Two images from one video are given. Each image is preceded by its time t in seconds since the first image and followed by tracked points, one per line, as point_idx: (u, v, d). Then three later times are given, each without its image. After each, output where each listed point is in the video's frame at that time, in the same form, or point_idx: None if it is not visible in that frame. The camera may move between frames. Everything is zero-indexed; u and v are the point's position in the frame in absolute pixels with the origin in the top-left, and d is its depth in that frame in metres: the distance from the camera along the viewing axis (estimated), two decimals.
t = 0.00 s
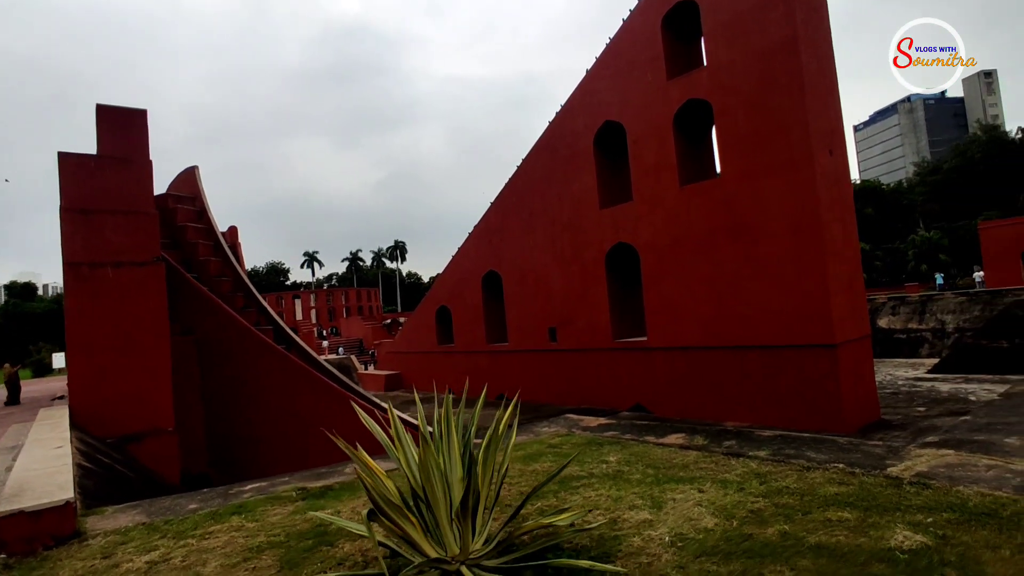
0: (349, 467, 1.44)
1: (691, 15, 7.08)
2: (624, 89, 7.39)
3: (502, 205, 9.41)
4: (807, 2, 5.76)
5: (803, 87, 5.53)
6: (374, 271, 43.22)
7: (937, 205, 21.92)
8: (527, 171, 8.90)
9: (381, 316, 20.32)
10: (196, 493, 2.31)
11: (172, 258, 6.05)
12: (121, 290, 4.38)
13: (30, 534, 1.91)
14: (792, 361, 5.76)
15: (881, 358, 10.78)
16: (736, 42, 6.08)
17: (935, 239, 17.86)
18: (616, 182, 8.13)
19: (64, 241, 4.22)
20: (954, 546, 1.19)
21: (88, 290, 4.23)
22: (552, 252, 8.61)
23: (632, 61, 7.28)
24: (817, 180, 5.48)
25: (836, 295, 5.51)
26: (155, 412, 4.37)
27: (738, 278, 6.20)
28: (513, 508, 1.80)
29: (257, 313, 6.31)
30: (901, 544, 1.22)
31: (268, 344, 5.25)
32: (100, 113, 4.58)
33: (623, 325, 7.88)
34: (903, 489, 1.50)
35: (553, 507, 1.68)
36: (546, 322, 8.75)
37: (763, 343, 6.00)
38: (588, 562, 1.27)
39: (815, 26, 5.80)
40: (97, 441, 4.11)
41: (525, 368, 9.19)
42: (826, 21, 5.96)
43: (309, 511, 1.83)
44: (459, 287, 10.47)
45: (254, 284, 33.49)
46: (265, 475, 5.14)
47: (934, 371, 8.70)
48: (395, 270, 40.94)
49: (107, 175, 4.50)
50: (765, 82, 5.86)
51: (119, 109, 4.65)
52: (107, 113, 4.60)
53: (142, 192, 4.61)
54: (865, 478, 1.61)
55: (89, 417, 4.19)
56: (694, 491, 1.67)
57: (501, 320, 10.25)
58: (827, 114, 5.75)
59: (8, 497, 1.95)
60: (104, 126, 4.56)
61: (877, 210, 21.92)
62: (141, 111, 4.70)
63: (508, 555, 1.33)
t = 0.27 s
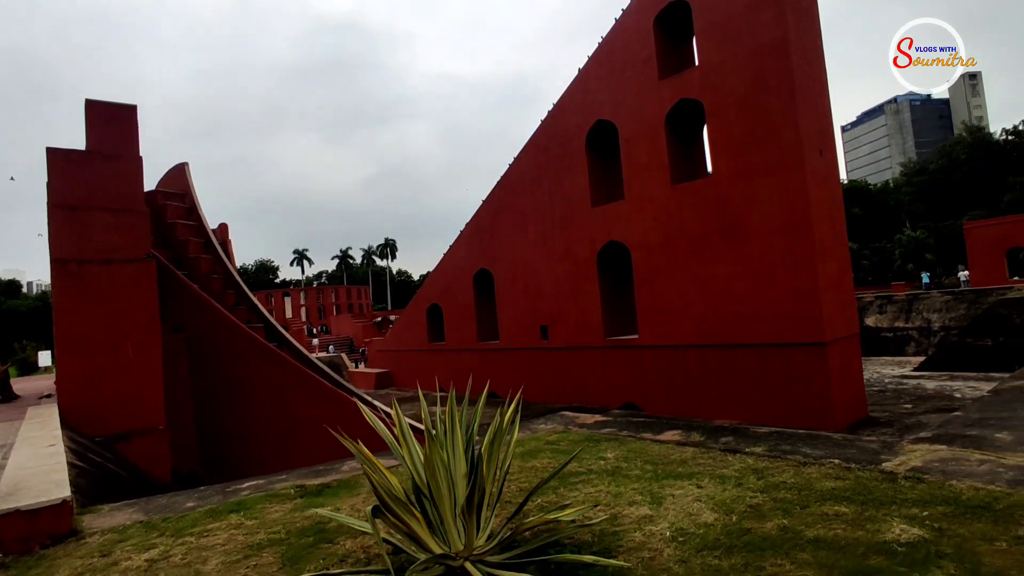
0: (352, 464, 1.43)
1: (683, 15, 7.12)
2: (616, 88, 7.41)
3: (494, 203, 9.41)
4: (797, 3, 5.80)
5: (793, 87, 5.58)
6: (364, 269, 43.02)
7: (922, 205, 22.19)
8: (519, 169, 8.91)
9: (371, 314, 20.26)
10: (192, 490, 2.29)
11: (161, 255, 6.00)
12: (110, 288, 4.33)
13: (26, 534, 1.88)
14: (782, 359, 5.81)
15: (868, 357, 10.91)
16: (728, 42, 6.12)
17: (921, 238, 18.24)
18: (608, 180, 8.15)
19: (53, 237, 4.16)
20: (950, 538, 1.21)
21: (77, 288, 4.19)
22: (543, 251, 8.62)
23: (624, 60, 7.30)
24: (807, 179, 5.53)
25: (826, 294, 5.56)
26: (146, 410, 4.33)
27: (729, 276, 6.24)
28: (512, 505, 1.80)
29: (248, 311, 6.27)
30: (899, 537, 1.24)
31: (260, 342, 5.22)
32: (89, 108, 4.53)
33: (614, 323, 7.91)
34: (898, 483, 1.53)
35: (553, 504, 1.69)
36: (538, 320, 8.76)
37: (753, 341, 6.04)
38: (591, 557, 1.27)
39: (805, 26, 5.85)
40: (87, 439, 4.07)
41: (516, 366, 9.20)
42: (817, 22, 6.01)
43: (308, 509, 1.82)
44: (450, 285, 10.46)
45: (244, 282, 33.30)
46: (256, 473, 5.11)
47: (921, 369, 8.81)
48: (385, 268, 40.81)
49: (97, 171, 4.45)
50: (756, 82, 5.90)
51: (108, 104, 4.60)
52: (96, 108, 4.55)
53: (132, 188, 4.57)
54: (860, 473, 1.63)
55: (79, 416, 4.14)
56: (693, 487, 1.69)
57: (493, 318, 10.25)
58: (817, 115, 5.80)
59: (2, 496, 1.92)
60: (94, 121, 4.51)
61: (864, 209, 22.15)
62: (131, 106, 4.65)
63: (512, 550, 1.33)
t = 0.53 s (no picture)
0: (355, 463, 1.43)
1: (677, 15, 7.15)
2: (610, 88, 7.43)
3: (487, 202, 9.41)
4: (790, 4, 5.85)
5: (786, 88, 5.62)
6: (355, 268, 42.85)
7: (910, 205, 22.42)
8: (513, 169, 8.91)
9: (363, 313, 20.19)
10: (190, 490, 2.27)
11: (153, 254, 5.95)
12: (102, 287, 4.29)
13: (23, 536, 1.73)
14: (774, 358, 5.86)
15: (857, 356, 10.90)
16: (721, 43, 6.15)
17: (910, 240, 18.42)
18: (601, 180, 8.18)
19: (43, 235, 4.12)
20: (950, 535, 1.23)
21: (68, 286, 4.14)
22: (537, 250, 8.63)
23: (617, 60, 7.32)
24: (799, 179, 5.58)
25: (818, 294, 5.61)
26: (137, 410, 4.29)
27: (722, 276, 6.27)
28: (513, 504, 1.80)
29: (240, 310, 6.23)
30: (900, 534, 1.26)
31: (252, 341, 5.19)
32: (80, 105, 4.48)
33: (607, 322, 7.93)
34: (896, 480, 1.55)
35: (553, 503, 1.70)
36: (531, 320, 8.77)
37: (746, 341, 6.08)
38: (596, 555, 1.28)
39: (798, 28, 5.89)
40: (78, 439, 4.02)
41: (509, 365, 9.20)
42: (809, 24, 6.05)
43: (309, 509, 1.82)
44: (443, 284, 10.44)
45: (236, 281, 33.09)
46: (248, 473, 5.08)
47: (909, 368, 8.92)
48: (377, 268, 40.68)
49: (87, 169, 4.40)
50: (749, 83, 5.94)
51: (99, 101, 4.56)
52: (87, 105, 4.50)
53: (124, 186, 4.52)
54: (859, 471, 1.65)
55: (70, 416, 4.09)
56: (693, 485, 1.70)
57: (485, 317, 10.25)
58: (809, 115, 5.85)
59: None
60: (84, 118, 4.46)
61: (853, 210, 22.34)
62: (123, 104, 4.61)
63: (516, 549, 1.34)
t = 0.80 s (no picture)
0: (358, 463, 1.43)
1: (669, 15, 7.18)
2: (602, 88, 7.45)
3: (480, 202, 9.41)
4: (782, 5, 5.89)
5: (777, 89, 5.67)
6: (346, 267, 42.68)
7: (899, 206, 22.64)
8: (505, 169, 8.91)
9: (355, 313, 20.12)
10: (188, 492, 2.25)
11: (144, 253, 5.90)
12: (93, 286, 4.25)
13: (20, 538, 1.70)
14: (766, 358, 5.90)
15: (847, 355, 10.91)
16: (714, 44, 6.19)
17: (899, 240, 18.44)
18: (594, 180, 8.19)
19: (32, 234, 4.07)
20: (948, 531, 1.25)
21: (58, 286, 4.10)
22: (529, 250, 8.63)
23: (610, 61, 7.34)
24: (790, 180, 5.62)
25: (809, 294, 5.66)
26: (129, 411, 4.25)
27: (714, 276, 6.30)
28: (512, 504, 1.81)
29: (232, 310, 6.19)
30: (899, 530, 1.27)
31: (244, 341, 5.15)
32: (70, 103, 4.43)
33: (600, 321, 7.95)
34: (894, 478, 1.56)
35: (554, 502, 1.70)
36: (523, 319, 8.77)
37: (738, 340, 6.12)
38: (600, 554, 1.28)
39: (789, 29, 5.93)
40: (69, 440, 3.97)
41: (502, 365, 9.20)
42: (800, 26, 6.10)
43: (308, 509, 1.81)
44: (436, 283, 10.42)
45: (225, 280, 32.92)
46: (241, 474, 5.04)
47: (898, 367, 9.01)
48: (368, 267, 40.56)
49: (77, 167, 4.35)
50: (741, 83, 5.98)
51: (89, 99, 4.51)
52: (77, 103, 4.46)
53: (114, 185, 4.48)
54: (856, 468, 1.66)
55: (60, 417, 4.04)
56: (693, 483, 1.71)
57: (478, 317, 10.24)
58: (801, 116, 5.90)
59: None
60: (75, 116, 4.42)
61: (842, 210, 22.53)
62: (114, 101, 4.57)
63: (520, 548, 1.34)
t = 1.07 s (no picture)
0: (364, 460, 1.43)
1: (663, 16, 7.21)
2: (596, 88, 7.47)
3: (473, 201, 9.40)
4: (775, 7, 5.93)
5: (770, 89, 5.71)
6: (338, 267, 42.51)
7: (888, 206, 22.84)
8: (499, 168, 8.91)
9: (347, 313, 20.03)
10: (186, 491, 2.24)
11: (135, 252, 5.85)
12: (84, 285, 4.21)
13: (18, 538, 1.69)
14: (759, 357, 5.93)
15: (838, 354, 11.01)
16: (707, 44, 6.22)
17: (888, 241, 18.59)
18: (587, 180, 8.21)
19: (22, 232, 4.02)
20: (946, 525, 1.26)
21: (49, 285, 4.06)
22: (523, 249, 8.64)
23: (604, 61, 7.36)
24: (783, 180, 5.66)
25: (801, 293, 5.70)
26: (121, 410, 4.22)
27: (708, 275, 6.33)
28: (513, 502, 1.81)
29: (225, 309, 6.15)
30: (900, 525, 1.28)
31: (237, 340, 5.12)
32: (61, 99, 4.39)
33: (593, 321, 7.97)
34: (892, 474, 1.58)
35: (556, 500, 1.71)
36: (517, 318, 8.77)
37: (731, 339, 6.15)
38: (605, 549, 1.29)
39: (782, 30, 5.97)
40: (60, 440, 3.93)
41: (495, 364, 9.19)
42: (793, 27, 6.14)
43: (309, 508, 1.81)
44: (429, 283, 10.40)
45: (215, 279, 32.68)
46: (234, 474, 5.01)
47: (888, 366, 9.09)
48: (359, 267, 40.41)
49: (68, 164, 4.31)
50: (735, 84, 6.01)
51: (81, 95, 4.47)
52: (68, 99, 4.41)
53: (106, 182, 4.44)
54: (854, 465, 1.68)
55: (52, 416, 4.00)
56: (693, 480, 1.72)
57: (471, 317, 10.23)
58: (794, 117, 5.94)
59: None
60: (66, 113, 4.37)
61: (832, 211, 22.71)
62: (105, 98, 4.53)
63: (524, 544, 1.35)
